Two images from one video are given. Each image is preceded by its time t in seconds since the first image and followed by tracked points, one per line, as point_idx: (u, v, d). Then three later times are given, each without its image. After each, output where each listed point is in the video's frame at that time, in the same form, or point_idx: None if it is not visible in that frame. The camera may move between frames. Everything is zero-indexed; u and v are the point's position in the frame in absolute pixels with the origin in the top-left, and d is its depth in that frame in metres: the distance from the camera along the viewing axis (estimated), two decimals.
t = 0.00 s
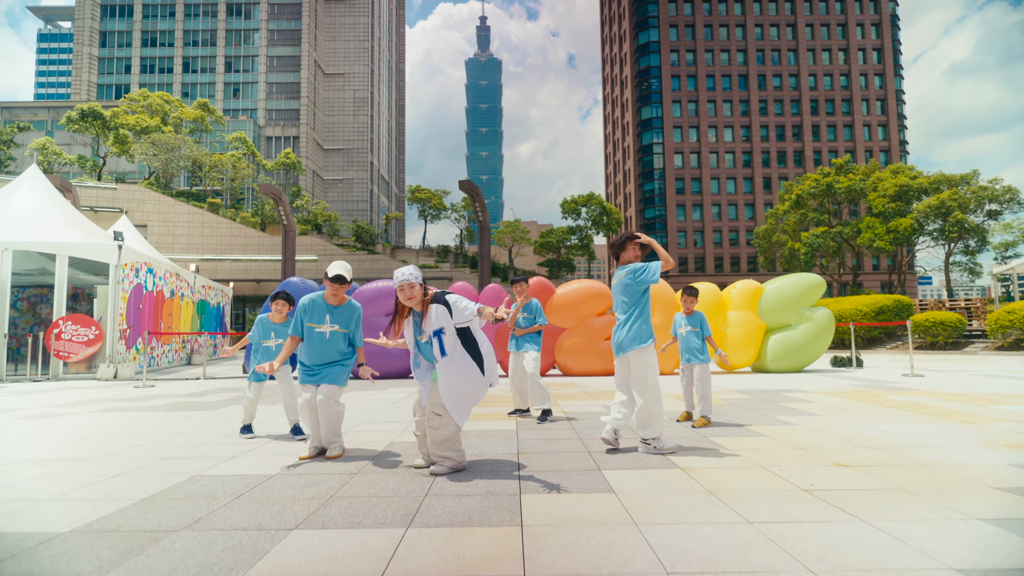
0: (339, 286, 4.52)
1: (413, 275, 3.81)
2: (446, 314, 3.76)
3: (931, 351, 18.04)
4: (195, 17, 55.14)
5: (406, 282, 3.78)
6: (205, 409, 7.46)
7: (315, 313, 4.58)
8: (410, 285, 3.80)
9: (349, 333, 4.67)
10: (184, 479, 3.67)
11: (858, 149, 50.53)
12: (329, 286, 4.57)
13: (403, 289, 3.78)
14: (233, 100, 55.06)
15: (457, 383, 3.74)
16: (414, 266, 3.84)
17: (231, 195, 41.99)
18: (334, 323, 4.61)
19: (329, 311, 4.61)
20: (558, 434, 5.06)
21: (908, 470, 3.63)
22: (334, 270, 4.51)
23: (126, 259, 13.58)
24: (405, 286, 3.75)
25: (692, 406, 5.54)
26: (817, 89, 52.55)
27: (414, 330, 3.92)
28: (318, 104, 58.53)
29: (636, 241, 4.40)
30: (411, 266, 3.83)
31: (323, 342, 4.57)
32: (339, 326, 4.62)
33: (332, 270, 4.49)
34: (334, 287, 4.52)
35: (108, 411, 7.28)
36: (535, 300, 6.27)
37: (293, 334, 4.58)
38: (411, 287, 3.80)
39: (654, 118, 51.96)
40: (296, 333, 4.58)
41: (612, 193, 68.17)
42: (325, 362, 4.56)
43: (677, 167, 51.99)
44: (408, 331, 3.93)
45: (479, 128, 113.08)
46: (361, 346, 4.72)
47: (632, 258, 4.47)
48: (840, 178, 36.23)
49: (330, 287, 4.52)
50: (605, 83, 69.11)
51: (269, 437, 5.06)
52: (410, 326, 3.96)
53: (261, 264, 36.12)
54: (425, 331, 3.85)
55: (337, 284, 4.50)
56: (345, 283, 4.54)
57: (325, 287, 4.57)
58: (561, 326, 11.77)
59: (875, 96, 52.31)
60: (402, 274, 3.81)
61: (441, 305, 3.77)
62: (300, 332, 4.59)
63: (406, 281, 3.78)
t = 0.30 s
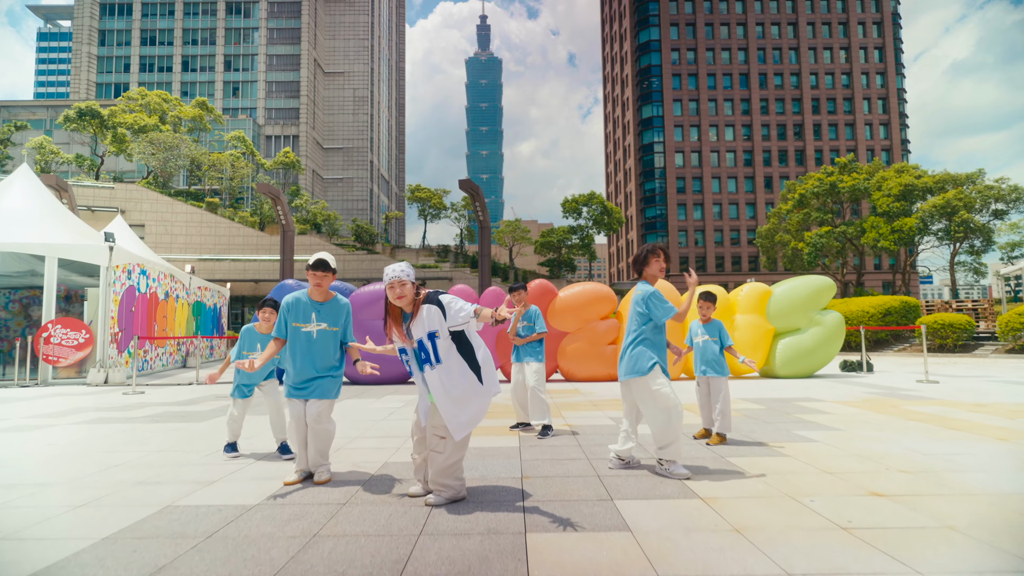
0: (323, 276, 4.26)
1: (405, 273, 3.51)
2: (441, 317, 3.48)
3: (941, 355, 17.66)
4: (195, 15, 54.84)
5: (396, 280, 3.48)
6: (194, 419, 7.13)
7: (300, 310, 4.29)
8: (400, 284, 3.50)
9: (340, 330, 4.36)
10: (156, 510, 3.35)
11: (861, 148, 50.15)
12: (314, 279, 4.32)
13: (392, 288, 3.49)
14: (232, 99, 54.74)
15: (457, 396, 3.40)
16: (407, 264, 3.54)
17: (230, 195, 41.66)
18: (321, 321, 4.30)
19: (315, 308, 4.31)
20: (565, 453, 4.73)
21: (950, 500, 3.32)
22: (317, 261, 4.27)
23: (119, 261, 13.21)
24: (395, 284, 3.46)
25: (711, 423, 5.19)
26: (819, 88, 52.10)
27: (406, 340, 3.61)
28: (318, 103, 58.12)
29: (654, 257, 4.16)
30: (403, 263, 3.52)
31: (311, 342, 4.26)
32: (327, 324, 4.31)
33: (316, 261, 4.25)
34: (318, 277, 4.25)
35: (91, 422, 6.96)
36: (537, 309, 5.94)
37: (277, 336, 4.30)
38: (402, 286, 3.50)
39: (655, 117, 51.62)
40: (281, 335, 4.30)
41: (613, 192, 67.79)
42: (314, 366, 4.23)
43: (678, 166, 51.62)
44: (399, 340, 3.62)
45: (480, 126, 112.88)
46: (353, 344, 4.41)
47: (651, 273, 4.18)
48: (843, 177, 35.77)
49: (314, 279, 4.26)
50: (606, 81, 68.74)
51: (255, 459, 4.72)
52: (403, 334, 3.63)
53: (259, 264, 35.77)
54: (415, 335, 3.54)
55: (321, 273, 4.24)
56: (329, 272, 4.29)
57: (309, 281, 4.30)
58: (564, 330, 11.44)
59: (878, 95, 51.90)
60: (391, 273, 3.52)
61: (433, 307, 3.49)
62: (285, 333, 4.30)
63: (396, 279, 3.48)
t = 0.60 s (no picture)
0: (308, 271, 3.99)
1: (408, 274, 3.20)
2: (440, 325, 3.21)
3: (949, 358, 17.35)
4: (194, 14, 54.52)
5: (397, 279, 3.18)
6: (180, 435, 6.79)
7: (285, 310, 3.99)
8: (400, 283, 3.19)
9: (329, 329, 4.03)
10: (119, 555, 3.03)
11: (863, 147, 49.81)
12: (299, 277, 4.04)
13: (392, 286, 3.18)
14: (231, 98, 54.47)
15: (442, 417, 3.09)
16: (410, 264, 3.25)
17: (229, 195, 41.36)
18: (308, 319, 3.98)
19: (301, 307, 4.01)
20: (569, 480, 4.40)
21: (998, 545, 2.99)
22: (302, 257, 4.00)
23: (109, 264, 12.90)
24: (395, 283, 3.15)
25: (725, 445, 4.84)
26: (821, 86, 51.63)
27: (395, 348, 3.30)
28: (317, 102, 57.76)
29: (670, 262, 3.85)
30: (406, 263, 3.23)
31: (297, 343, 3.94)
32: (315, 323, 3.99)
33: (301, 256, 3.97)
34: (303, 273, 3.97)
35: (72, 437, 6.64)
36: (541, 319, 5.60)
37: (260, 338, 3.98)
38: (403, 286, 3.19)
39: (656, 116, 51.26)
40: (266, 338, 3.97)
41: (614, 191, 67.40)
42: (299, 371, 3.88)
43: (679, 165, 51.30)
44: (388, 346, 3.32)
45: (481, 125, 112.66)
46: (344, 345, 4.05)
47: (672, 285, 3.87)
48: (847, 177, 35.40)
49: (299, 276, 3.99)
50: (607, 80, 68.37)
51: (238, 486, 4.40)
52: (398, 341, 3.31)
53: (258, 265, 35.39)
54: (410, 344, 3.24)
55: (306, 269, 3.97)
56: (315, 268, 4.02)
57: (295, 279, 4.02)
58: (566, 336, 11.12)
59: (880, 94, 51.49)
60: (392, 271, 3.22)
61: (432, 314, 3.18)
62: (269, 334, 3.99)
63: (396, 279, 3.17)
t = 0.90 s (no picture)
0: (287, 292, 3.65)
1: (420, 272, 2.99)
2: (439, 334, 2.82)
3: (958, 362, 17.01)
4: (193, 13, 54.10)
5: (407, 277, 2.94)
6: (163, 451, 6.46)
7: (265, 334, 3.67)
8: (409, 281, 2.95)
9: (315, 347, 3.70)
10: None
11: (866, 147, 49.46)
12: (278, 297, 3.71)
13: (399, 283, 2.94)
14: (230, 97, 54.19)
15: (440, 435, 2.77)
16: (423, 262, 3.06)
17: (227, 194, 41.05)
18: (292, 341, 3.65)
19: (283, 329, 3.68)
20: (575, 509, 4.06)
21: None
22: (279, 275, 3.66)
23: (99, 268, 12.57)
24: (403, 281, 2.91)
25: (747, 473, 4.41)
26: (823, 85, 51.19)
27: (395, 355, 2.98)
28: (317, 101, 57.42)
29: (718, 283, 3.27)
30: (421, 261, 3.06)
31: (282, 368, 3.62)
32: (299, 343, 3.66)
33: (276, 276, 3.65)
34: (281, 293, 3.64)
35: (51, 453, 6.32)
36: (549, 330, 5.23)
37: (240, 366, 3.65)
38: (411, 284, 2.94)
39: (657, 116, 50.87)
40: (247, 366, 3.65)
41: (615, 191, 66.99)
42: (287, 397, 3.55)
43: (679, 164, 50.96)
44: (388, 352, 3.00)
45: (481, 124, 112.42)
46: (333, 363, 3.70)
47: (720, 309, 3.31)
48: (851, 176, 35.03)
49: (278, 298, 3.66)
50: (608, 79, 67.92)
51: (214, 516, 4.06)
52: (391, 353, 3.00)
53: (256, 266, 35.01)
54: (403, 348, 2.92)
55: (285, 290, 3.64)
56: (294, 288, 3.69)
57: (274, 300, 3.70)
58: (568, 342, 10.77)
59: (882, 92, 51.10)
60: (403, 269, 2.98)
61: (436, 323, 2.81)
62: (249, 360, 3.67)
63: (406, 276, 2.93)
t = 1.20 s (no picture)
0: (294, 318, 3.26)
1: (442, 322, 2.50)
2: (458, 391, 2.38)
3: (965, 364, 16.70)
4: (191, 11, 53.69)
5: (423, 326, 2.50)
6: (146, 462, 6.16)
7: (272, 364, 3.31)
8: (428, 331, 2.49)
9: (332, 375, 3.34)
10: None
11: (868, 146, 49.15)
12: (283, 324, 3.31)
13: (416, 335, 2.50)
14: (229, 96, 53.99)
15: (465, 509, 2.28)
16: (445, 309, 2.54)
17: (225, 193, 40.77)
18: (302, 371, 3.27)
19: (293, 357, 3.31)
20: (580, 534, 3.76)
21: None
22: (284, 301, 3.24)
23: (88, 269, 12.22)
24: (421, 331, 2.48)
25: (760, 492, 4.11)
26: (824, 83, 50.83)
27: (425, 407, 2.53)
28: (316, 100, 57.09)
29: (812, 333, 2.59)
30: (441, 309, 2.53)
31: (294, 400, 3.27)
32: (313, 373, 3.28)
33: (280, 301, 3.25)
34: (287, 320, 3.25)
35: (28, 465, 6.01)
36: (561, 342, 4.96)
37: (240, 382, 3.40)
38: (431, 335, 2.48)
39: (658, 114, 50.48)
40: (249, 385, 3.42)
41: (615, 190, 66.63)
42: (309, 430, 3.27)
43: (680, 163, 50.67)
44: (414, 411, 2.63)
45: (481, 123, 112.17)
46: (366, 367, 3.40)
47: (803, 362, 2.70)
48: (855, 175, 34.71)
49: (283, 325, 3.28)
50: (609, 77, 67.49)
51: (188, 540, 3.76)
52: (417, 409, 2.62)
53: (254, 265, 34.68)
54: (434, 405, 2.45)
55: (290, 316, 3.25)
56: (301, 313, 3.29)
57: (279, 327, 3.31)
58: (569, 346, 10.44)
59: (884, 91, 50.73)
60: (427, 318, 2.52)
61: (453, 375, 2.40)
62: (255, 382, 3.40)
63: (423, 325, 2.49)
